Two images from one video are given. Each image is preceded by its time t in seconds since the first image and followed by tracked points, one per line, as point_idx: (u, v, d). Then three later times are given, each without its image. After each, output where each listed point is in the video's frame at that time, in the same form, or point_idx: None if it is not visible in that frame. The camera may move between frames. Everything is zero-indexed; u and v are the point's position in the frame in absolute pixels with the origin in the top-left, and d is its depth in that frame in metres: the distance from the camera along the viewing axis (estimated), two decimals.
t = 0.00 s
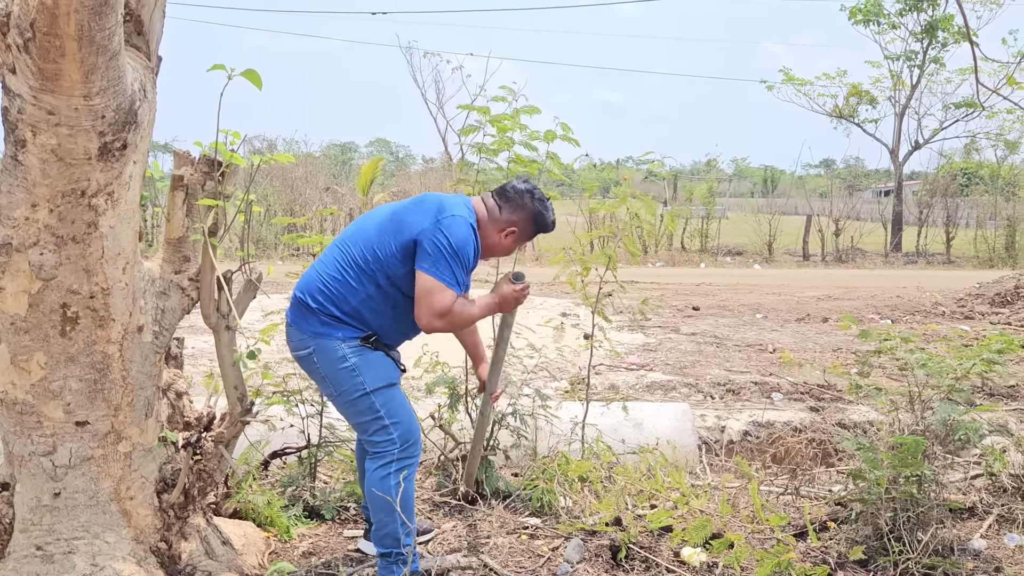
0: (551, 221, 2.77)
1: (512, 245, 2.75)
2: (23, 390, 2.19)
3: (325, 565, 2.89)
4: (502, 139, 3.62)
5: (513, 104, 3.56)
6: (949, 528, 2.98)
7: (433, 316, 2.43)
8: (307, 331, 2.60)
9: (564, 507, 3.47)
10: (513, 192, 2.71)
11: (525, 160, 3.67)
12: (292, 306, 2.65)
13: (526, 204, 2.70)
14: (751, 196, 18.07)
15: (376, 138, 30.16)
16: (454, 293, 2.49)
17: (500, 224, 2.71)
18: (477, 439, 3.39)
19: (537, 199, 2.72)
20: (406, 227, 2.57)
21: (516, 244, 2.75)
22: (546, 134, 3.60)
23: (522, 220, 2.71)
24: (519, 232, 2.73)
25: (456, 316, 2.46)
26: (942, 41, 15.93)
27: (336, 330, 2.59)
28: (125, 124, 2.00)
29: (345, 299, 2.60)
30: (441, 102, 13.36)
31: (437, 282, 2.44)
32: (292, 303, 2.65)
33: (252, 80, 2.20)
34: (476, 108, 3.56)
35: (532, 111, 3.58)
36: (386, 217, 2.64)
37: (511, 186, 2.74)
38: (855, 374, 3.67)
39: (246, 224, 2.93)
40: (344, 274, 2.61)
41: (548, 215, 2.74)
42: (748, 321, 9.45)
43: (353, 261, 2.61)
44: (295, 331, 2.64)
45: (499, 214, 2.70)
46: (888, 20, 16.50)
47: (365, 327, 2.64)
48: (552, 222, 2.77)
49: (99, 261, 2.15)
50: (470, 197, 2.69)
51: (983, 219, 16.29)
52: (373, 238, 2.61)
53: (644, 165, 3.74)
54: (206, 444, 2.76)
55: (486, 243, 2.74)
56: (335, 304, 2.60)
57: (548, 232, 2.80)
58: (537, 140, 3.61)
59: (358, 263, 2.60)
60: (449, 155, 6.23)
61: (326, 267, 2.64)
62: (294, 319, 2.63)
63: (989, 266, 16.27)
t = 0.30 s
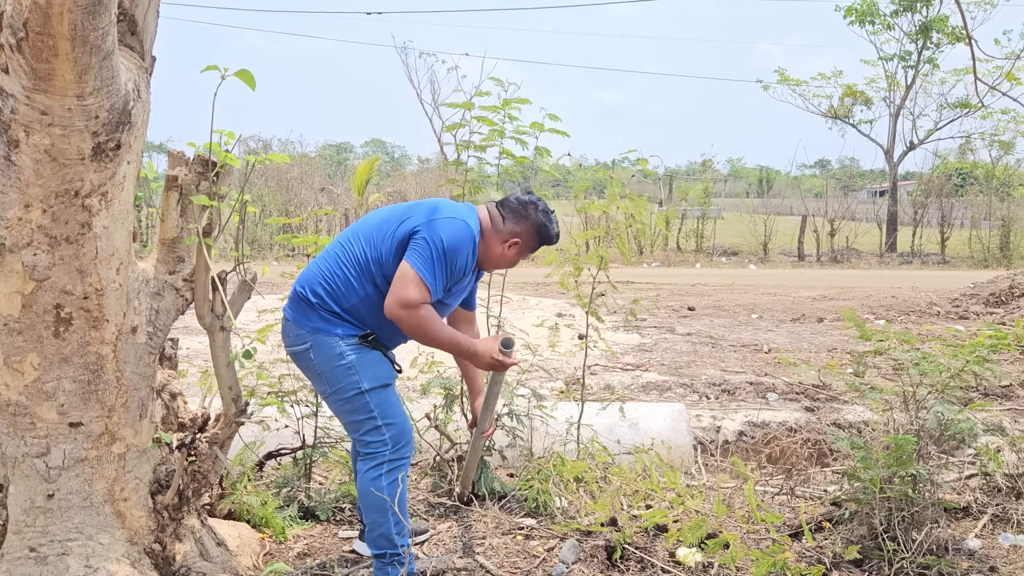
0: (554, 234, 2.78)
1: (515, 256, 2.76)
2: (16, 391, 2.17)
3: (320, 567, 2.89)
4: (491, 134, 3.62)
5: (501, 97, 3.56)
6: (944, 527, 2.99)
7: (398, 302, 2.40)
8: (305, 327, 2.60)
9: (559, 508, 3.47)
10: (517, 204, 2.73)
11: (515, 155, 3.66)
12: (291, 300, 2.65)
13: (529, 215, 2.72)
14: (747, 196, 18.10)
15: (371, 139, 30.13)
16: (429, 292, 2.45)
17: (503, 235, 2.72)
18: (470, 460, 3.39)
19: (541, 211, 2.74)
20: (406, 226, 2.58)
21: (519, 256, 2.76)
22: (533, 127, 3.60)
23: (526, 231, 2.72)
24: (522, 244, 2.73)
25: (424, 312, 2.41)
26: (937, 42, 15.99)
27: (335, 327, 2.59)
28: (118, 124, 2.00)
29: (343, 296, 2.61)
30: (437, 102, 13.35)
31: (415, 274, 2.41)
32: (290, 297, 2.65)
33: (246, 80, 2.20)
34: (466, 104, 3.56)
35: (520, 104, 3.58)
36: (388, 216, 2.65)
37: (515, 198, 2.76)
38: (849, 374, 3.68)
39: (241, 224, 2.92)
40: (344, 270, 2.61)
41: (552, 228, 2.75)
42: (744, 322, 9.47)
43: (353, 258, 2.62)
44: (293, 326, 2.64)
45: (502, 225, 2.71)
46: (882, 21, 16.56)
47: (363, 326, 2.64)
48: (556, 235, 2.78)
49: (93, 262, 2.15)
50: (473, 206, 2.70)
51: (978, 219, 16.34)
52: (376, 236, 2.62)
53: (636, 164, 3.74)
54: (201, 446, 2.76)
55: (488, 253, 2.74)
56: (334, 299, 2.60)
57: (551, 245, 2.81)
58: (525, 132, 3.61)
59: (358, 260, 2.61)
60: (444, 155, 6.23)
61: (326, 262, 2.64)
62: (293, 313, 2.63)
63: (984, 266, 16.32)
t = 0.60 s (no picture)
0: (554, 254, 2.78)
1: (514, 274, 2.76)
2: (10, 392, 2.16)
3: (315, 567, 2.89)
4: (489, 137, 3.63)
5: (499, 100, 3.58)
6: (939, 527, 3.00)
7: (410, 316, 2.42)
8: (307, 322, 2.59)
9: (555, 508, 3.47)
10: (521, 222, 2.74)
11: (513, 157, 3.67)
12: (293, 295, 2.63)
13: (532, 235, 2.73)
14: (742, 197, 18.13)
15: (367, 139, 30.13)
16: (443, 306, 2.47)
17: (503, 253, 2.72)
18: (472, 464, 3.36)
19: (543, 231, 2.74)
20: (419, 234, 2.61)
21: (518, 274, 2.76)
22: (532, 130, 3.61)
23: (527, 249, 2.72)
24: (523, 263, 2.74)
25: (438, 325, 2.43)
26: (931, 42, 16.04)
27: (337, 324, 2.59)
28: (113, 123, 1.99)
29: (348, 294, 2.61)
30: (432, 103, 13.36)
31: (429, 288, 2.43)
32: (292, 292, 2.63)
33: (242, 80, 2.19)
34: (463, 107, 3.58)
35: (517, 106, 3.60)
36: (400, 221, 2.68)
37: (518, 217, 2.76)
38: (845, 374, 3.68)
39: (236, 225, 2.91)
40: (350, 268, 2.61)
41: (553, 249, 2.76)
42: (740, 322, 9.48)
43: (361, 257, 2.62)
44: (293, 321, 2.62)
45: (504, 243, 2.72)
46: (877, 22, 16.61)
47: (365, 324, 2.65)
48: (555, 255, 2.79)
49: (88, 262, 2.14)
50: (479, 220, 2.70)
51: (972, 219, 16.41)
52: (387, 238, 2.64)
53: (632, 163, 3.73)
54: (196, 446, 2.76)
55: (488, 270, 2.75)
56: (338, 296, 2.60)
57: (550, 266, 2.81)
58: (524, 135, 3.62)
59: (366, 260, 2.62)
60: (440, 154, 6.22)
61: (332, 259, 2.64)
62: (294, 307, 2.62)
63: (979, 266, 16.38)
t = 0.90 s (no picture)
0: (542, 243, 2.84)
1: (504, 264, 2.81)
2: (4, 392, 2.15)
3: (312, 568, 2.88)
4: (481, 141, 3.63)
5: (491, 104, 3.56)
6: (934, 526, 3.01)
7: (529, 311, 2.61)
8: (304, 322, 2.59)
9: (551, 508, 3.47)
10: (508, 214, 2.78)
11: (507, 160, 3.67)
12: (292, 296, 2.62)
13: (520, 225, 2.77)
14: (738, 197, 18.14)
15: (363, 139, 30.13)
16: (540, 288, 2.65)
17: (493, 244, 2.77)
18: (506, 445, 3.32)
19: (530, 221, 2.79)
20: (430, 233, 2.62)
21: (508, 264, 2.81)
22: (524, 133, 3.60)
23: (516, 240, 2.77)
24: (513, 253, 2.80)
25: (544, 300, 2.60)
26: (926, 43, 16.08)
27: (335, 323, 2.59)
28: (108, 123, 1.99)
29: (351, 293, 2.60)
30: (428, 102, 13.34)
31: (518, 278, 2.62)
32: (291, 293, 2.62)
33: (237, 80, 2.19)
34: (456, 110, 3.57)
35: (509, 110, 3.58)
36: (403, 221, 2.66)
37: (506, 208, 2.80)
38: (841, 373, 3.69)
39: (232, 224, 2.91)
40: (352, 269, 2.60)
41: (541, 238, 2.81)
42: (736, 322, 9.49)
43: (362, 257, 2.61)
44: (290, 321, 2.62)
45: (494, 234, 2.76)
46: (872, 22, 16.64)
47: (365, 323, 2.64)
48: (542, 245, 2.85)
49: (82, 262, 2.14)
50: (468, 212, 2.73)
51: (968, 219, 16.44)
52: (393, 238, 2.63)
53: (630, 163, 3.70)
54: (192, 446, 2.74)
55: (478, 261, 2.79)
56: (340, 296, 2.60)
57: (538, 254, 2.87)
58: (517, 138, 3.61)
59: (368, 260, 2.61)
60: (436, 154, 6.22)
61: (333, 260, 2.62)
62: (293, 309, 2.61)
63: (974, 266, 16.42)
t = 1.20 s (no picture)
0: (545, 228, 2.83)
1: (509, 251, 2.79)
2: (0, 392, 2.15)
3: (309, 567, 2.88)
4: (481, 136, 3.62)
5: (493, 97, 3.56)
6: (930, 524, 3.01)
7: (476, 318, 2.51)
8: (309, 320, 2.59)
9: (548, 507, 3.48)
10: (509, 200, 2.78)
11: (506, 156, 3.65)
12: (296, 294, 2.62)
13: (522, 210, 2.77)
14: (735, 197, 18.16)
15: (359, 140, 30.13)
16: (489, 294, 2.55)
17: (497, 230, 2.75)
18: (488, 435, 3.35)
19: (532, 206, 2.79)
20: (427, 224, 2.61)
21: (513, 251, 2.79)
22: (525, 128, 3.60)
23: (519, 225, 2.77)
24: (516, 238, 2.78)
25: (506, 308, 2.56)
26: (922, 43, 16.11)
27: (339, 321, 2.59)
28: (104, 123, 1.99)
29: (354, 289, 2.60)
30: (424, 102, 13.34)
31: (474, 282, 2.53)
32: (295, 291, 2.63)
33: (234, 80, 2.19)
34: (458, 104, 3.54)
35: (511, 105, 3.58)
36: (402, 214, 2.67)
37: (507, 194, 2.80)
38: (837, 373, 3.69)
39: (228, 224, 2.90)
40: (354, 265, 2.60)
41: (544, 222, 2.80)
42: (732, 322, 9.50)
43: (364, 252, 2.61)
44: (295, 319, 2.62)
45: (496, 220, 2.75)
46: (867, 23, 16.68)
47: (369, 321, 2.65)
48: (546, 230, 2.83)
49: (79, 261, 2.14)
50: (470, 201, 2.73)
51: (964, 219, 16.48)
52: (392, 231, 2.63)
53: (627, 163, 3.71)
54: (188, 447, 2.75)
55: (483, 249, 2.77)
56: (343, 293, 2.60)
57: (542, 241, 2.86)
58: (518, 133, 3.61)
59: (369, 254, 2.61)
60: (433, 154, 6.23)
61: (335, 256, 2.63)
62: (297, 307, 2.62)
63: (970, 266, 16.46)
